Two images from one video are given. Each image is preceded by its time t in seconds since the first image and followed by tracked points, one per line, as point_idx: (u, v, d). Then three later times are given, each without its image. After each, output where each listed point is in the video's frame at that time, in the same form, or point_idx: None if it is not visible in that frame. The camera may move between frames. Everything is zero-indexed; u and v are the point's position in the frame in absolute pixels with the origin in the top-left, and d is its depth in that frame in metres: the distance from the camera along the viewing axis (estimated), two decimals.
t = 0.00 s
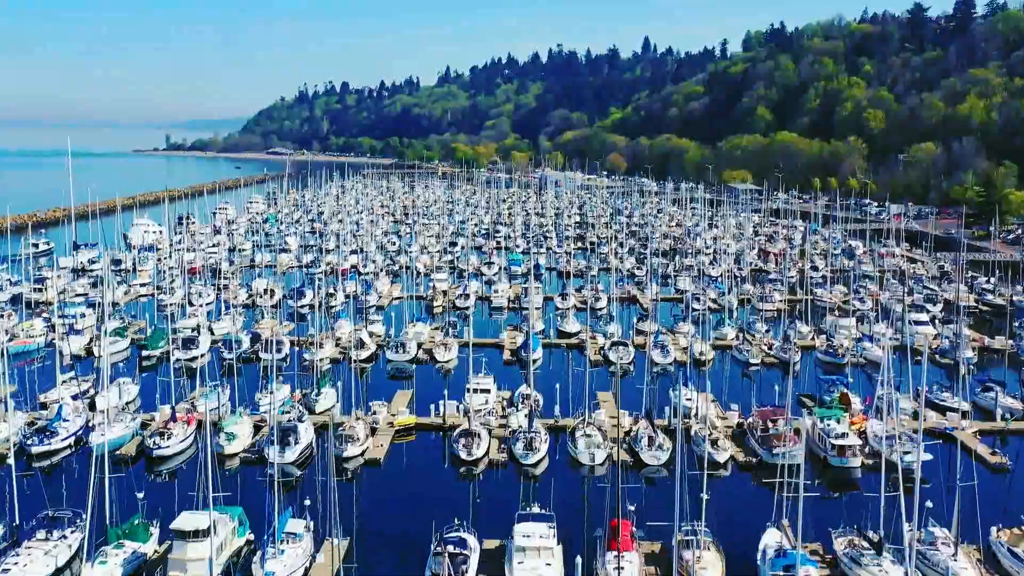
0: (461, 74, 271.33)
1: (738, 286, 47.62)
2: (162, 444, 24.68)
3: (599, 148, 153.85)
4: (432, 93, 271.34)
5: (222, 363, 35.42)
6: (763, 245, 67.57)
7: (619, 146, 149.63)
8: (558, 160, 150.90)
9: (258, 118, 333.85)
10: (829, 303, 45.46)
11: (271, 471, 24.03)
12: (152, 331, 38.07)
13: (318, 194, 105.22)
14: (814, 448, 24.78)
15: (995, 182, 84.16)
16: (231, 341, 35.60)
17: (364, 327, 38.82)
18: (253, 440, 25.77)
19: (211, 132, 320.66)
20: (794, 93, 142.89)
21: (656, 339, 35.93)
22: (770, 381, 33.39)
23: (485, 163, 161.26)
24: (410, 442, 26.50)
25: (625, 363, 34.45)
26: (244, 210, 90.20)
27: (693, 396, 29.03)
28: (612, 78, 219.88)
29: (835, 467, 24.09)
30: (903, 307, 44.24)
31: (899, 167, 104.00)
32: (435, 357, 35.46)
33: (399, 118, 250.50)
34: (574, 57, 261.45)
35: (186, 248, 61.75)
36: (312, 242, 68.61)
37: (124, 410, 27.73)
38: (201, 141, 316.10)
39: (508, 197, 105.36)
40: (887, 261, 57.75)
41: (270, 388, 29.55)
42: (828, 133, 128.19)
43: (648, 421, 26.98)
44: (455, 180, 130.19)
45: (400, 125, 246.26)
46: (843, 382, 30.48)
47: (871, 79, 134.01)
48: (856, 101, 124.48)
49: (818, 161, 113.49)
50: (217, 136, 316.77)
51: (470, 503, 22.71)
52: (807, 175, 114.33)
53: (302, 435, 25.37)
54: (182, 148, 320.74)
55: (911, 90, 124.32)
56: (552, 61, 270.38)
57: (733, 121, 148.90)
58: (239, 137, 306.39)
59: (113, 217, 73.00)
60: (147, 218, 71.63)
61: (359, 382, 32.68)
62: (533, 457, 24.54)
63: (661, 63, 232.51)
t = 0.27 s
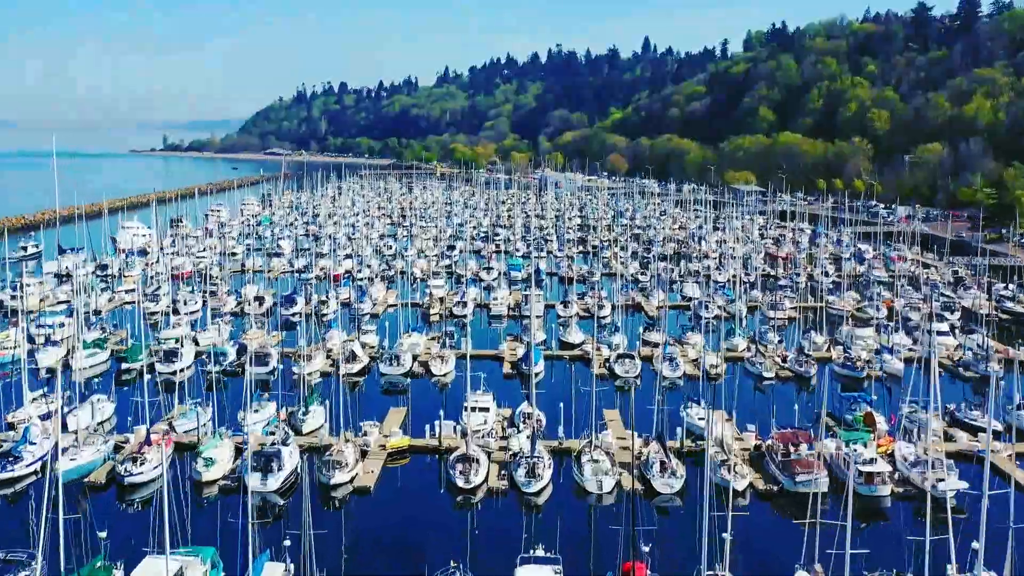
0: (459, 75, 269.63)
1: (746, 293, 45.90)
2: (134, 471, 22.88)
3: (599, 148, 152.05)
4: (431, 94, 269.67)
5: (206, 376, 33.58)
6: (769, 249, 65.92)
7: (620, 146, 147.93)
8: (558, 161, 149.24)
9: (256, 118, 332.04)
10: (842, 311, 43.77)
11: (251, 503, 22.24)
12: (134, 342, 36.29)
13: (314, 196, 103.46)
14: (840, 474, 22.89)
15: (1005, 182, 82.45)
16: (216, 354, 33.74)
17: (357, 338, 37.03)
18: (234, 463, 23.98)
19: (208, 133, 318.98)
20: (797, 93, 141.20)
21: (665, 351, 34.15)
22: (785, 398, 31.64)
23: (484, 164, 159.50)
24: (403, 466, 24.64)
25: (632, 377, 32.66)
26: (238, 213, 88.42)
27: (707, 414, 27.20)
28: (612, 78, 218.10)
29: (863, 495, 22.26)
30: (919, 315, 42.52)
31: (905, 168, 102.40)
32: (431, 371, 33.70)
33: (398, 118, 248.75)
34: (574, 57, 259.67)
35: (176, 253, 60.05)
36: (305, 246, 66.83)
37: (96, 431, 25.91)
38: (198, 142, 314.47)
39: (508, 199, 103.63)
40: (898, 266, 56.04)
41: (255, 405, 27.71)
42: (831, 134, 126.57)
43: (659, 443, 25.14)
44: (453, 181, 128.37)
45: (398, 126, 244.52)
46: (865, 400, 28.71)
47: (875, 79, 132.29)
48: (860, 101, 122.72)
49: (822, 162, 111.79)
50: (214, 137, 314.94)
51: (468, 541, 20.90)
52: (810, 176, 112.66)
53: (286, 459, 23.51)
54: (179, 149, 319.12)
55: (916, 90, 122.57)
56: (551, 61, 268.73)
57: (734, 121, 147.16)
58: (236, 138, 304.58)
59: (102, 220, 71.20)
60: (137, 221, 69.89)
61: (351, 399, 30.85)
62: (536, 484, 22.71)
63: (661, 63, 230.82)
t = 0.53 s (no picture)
0: (459, 74, 267.77)
1: (757, 300, 44.07)
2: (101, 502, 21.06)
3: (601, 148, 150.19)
4: (430, 94, 267.85)
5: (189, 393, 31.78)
6: (777, 252, 64.10)
7: (621, 146, 146.12)
8: (559, 162, 147.43)
9: (254, 118, 330.10)
10: (857, 318, 41.95)
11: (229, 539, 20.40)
12: (114, 353, 34.46)
13: (311, 197, 101.56)
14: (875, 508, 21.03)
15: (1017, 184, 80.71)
16: (199, 368, 31.98)
17: (350, 349, 35.19)
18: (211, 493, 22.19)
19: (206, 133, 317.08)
20: (801, 93, 139.39)
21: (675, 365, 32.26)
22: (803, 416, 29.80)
23: (483, 165, 157.58)
24: (396, 494, 22.77)
25: (641, 393, 30.83)
26: (233, 214, 86.58)
27: (725, 433, 25.28)
28: (612, 78, 216.18)
29: (897, 529, 20.40)
30: (939, 324, 40.71)
31: (913, 168, 100.64)
32: (427, 385, 31.87)
33: (397, 118, 246.90)
34: (574, 56, 257.82)
35: (166, 257, 58.22)
36: (300, 249, 65.00)
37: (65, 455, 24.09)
38: (196, 142, 312.54)
39: (508, 200, 101.80)
40: (912, 271, 54.25)
41: (237, 425, 25.86)
42: (836, 135, 124.80)
43: (673, 469, 23.26)
44: (452, 181, 126.50)
45: (397, 126, 242.57)
46: (892, 418, 26.84)
47: (880, 78, 130.48)
48: (866, 101, 120.93)
49: (827, 163, 110.02)
50: (212, 137, 312.89)
51: None
52: (815, 178, 110.91)
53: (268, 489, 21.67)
54: (177, 149, 317.11)
55: (922, 90, 120.76)
56: (551, 61, 266.94)
57: (737, 121, 145.34)
58: (234, 138, 302.65)
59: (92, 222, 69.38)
60: (127, 223, 68.05)
61: (342, 419, 28.99)
62: (539, 517, 20.86)
63: (662, 62, 229.01)
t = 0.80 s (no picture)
0: (458, 74, 265.83)
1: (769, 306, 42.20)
2: (62, 539, 19.24)
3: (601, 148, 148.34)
4: (429, 93, 265.92)
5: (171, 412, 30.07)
6: (784, 256, 62.31)
7: (622, 146, 144.30)
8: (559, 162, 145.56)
9: (252, 118, 328.18)
10: (874, 327, 39.96)
11: None
12: (93, 365, 32.64)
13: (306, 198, 99.60)
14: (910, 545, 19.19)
15: None
16: (179, 381, 30.55)
17: (342, 362, 33.30)
18: (187, 527, 20.30)
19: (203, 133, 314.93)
20: (804, 92, 137.61)
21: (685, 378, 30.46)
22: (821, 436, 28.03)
23: (482, 165, 155.66)
24: (387, 527, 20.91)
25: (650, 410, 29.10)
26: (226, 216, 84.72)
27: (744, 458, 23.44)
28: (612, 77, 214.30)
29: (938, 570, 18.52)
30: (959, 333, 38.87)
31: (920, 169, 98.89)
32: (424, 402, 30.03)
33: (395, 118, 244.92)
34: (574, 55, 255.93)
35: (155, 261, 56.37)
36: (294, 252, 63.19)
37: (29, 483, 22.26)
38: (193, 142, 310.41)
39: (507, 201, 99.90)
40: (926, 276, 52.49)
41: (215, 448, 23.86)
42: (841, 135, 123.05)
43: (689, 499, 21.41)
44: (451, 182, 124.60)
45: (396, 126, 240.54)
46: (922, 439, 24.98)
47: (885, 77, 128.68)
48: (871, 100, 119.15)
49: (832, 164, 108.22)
50: (209, 137, 310.79)
51: None
52: (820, 179, 109.15)
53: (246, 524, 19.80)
54: (174, 149, 314.96)
55: (928, 89, 118.95)
56: (551, 60, 265.07)
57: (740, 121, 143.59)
58: (231, 138, 300.49)
59: (80, 224, 67.52)
60: (116, 225, 66.18)
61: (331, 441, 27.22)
62: (544, 556, 18.98)
63: (663, 62, 227.26)
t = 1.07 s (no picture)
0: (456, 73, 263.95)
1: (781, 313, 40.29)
2: None
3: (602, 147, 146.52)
4: (428, 92, 263.97)
5: (148, 430, 27.92)
6: (792, 258, 60.49)
7: (623, 146, 142.50)
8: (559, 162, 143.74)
9: (249, 117, 326.06)
10: (893, 337, 37.82)
11: None
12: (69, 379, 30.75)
13: (302, 199, 97.78)
14: None
15: None
16: (157, 399, 27.88)
17: (333, 374, 31.48)
18: (154, 569, 18.50)
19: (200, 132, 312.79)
20: (807, 91, 135.81)
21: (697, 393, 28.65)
22: (843, 458, 26.26)
23: (481, 165, 153.82)
24: (377, 565, 19.10)
25: (660, 428, 27.32)
26: (220, 217, 82.87)
27: (766, 486, 21.56)
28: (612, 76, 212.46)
29: None
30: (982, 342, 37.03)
31: (927, 168, 97.12)
32: (419, 419, 28.18)
33: (394, 117, 242.97)
34: (574, 54, 254.02)
35: (143, 265, 54.53)
36: (288, 255, 61.36)
37: None
38: (190, 141, 308.26)
39: (507, 202, 98.10)
40: (940, 280, 50.70)
41: (192, 474, 22.04)
42: (845, 134, 121.25)
43: (707, 534, 19.59)
44: (450, 182, 122.75)
45: (394, 125, 238.55)
46: (957, 462, 23.07)
47: (890, 76, 126.87)
48: (875, 98, 117.34)
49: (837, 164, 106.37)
50: (207, 136, 308.79)
51: None
52: (824, 179, 107.35)
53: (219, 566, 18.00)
54: (171, 148, 312.78)
55: (934, 88, 117.15)
56: (550, 59, 263.17)
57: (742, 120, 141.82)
58: (229, 137, 298.39)
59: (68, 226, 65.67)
60: (104, 227, 64.34)
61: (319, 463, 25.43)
62: None
63: (664, 60, 225.45)
